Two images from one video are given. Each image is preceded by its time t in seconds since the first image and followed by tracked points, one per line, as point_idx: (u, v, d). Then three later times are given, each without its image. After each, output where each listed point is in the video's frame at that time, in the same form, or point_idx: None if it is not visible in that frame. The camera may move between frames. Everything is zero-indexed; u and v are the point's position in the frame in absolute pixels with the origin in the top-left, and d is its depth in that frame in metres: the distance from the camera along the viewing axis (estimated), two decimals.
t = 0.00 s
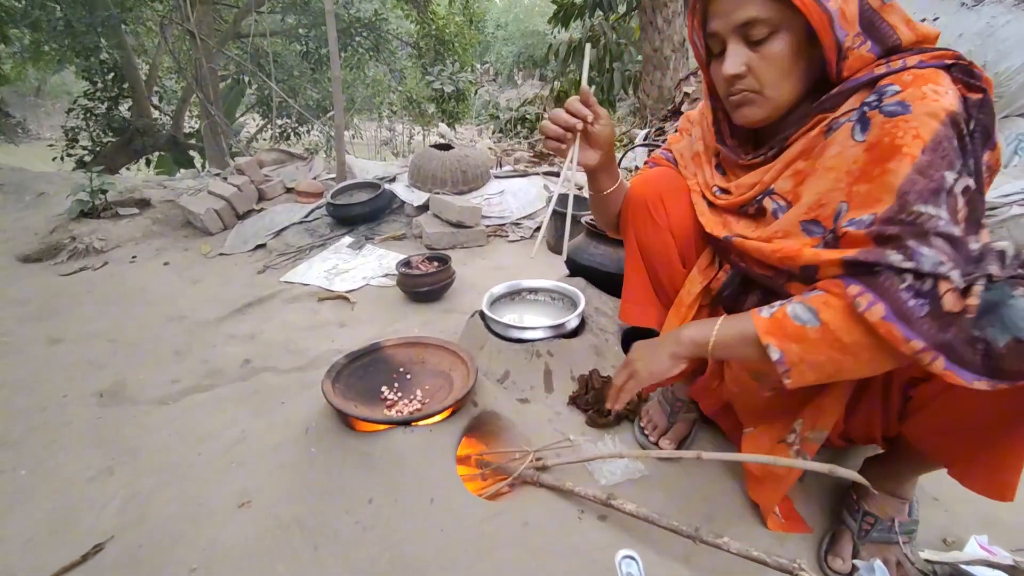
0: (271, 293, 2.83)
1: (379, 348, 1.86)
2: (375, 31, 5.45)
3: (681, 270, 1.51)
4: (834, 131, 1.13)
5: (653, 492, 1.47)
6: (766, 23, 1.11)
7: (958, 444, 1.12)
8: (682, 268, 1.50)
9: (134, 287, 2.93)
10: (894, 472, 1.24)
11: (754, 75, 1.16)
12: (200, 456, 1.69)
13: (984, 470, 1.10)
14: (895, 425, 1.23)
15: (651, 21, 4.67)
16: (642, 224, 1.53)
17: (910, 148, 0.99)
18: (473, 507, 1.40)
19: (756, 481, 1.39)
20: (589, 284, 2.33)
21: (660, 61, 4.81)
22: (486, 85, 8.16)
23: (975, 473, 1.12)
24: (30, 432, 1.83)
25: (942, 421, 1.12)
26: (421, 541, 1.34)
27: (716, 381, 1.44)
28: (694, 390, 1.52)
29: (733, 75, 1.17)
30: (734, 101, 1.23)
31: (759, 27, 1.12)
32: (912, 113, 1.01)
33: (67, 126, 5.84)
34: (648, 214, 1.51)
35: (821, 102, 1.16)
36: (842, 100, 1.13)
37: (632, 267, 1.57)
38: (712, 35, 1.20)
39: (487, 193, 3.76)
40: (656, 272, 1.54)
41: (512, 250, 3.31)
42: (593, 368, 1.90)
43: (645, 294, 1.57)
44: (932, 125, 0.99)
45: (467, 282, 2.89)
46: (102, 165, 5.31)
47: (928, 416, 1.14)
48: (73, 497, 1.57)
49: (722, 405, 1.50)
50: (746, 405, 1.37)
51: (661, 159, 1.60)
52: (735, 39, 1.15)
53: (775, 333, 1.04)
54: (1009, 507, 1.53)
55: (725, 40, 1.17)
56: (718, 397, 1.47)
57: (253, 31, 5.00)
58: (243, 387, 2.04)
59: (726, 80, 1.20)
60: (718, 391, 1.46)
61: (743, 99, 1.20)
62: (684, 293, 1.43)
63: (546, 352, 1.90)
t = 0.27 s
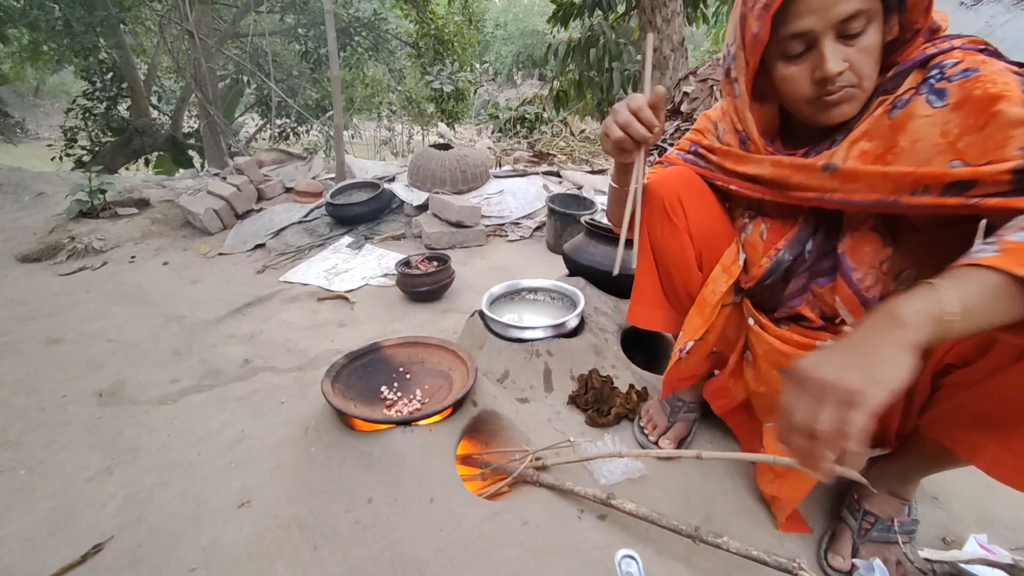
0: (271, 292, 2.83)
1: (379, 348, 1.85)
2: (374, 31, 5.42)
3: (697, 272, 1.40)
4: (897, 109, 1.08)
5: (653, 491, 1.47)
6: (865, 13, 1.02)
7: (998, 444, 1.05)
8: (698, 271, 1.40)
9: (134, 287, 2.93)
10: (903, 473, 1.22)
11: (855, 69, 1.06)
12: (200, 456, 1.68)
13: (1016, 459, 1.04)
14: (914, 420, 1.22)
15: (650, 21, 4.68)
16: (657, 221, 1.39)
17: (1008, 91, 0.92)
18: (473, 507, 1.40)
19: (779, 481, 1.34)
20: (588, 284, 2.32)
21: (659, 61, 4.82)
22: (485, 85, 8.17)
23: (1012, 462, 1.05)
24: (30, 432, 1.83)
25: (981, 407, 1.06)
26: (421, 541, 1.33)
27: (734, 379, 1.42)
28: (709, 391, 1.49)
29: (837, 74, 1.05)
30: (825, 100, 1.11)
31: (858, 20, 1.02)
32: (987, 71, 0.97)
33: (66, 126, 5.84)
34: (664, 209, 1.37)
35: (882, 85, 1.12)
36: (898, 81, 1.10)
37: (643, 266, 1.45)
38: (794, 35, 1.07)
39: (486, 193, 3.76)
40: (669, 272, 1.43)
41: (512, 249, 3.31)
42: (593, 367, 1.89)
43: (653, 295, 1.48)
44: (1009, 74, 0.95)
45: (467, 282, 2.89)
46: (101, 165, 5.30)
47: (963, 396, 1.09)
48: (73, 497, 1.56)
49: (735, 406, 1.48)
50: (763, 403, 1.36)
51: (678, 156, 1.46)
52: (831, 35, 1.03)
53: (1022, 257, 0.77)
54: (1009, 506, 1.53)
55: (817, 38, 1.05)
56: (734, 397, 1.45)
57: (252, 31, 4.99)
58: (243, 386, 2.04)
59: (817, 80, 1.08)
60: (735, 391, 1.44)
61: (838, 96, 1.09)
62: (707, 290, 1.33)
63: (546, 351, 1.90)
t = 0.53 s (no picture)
0: (270, 293, 2.83)
1: (379, 348, 1.85)
2: (374, 31, 5.37)
3: (712, 290, 1.36)
4: (960, 112, 1.03)
5: (652, 491, 1.47)
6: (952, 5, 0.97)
7: (993, 436, 1.05)
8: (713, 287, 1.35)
9: (133, 287, 2.93)
10: (902, 470, 1.22)
11: (937, 61, 1.00)
12: (199, 456, 1.68)
13: (1010, 448, 1.03)
14: (909, 411, 1.21)
15: (650, 21, 4.69)
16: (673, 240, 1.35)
17: None
18: (473, 507, 1.40)
19: (794, 478, 1.35)
20: (588, 284, 2.32)
21: (658, 61, 4.83)
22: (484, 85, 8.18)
23: (1006, 452, 1.04)
24: (29, 432, 1.83)
25: (976, 394, 1.05)
26: (421, 541, 1.33)
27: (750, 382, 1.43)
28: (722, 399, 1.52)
29: (925, 61, 0.98)
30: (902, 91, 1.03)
31: (947, 9, 0.97)
32: None
33: (66, 126, 5.83)
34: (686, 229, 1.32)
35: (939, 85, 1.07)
36: (956, 84, 1.06)
37: (655, 283, 1.42)
38: (885, 16, 0.99)
39: (486, 193, 3.75)
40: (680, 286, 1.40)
41: (511, 250, 3.31)
42: (592, 367, 1.90)
43: (660, 307, 1.44)
44: None
45: (466, 282, 2.89)
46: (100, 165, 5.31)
47: (955, 385, 1.07)
48: (72, 498, 1.56)
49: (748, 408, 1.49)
50: (780, 403, 1.39)
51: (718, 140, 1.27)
52: (921, 20, 0.97)
53: None
54: (1008, 505, 1.53)
55: (908, 22, 0.97)
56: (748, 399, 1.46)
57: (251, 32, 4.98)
58: (243, 387, 2.04)
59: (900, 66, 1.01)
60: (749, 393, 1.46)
61: (912, 87, 1.02)
62: (746, 305, 1.31)
63: (545, 351, 1.90)
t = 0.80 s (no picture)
0: (269, 293, 2.83)
1: (378, 348, 1.85)
2: (373, 31, 5.35)
3: (714, 294, 1.36)
4: None
5: (652, 491, 1.47)
6: None
7: (994, 436, 1.04)
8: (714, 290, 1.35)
9: (133, 287, 2.93)
10: (902, 468, 1.22)
11: None
12: (198, 456, 1.68)
13: (1011, 446, 1.02)
14: (911, 409, 1.22)
15: (649, 21, 4.69)
16: (674, 242, 1.34)
17: None
18: (473, 507, 1.40)
19: (797, 476, 1.35)
20: (588, 284, 2.32)
21: (657, 61, 4.83)
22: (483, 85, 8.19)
23: (1006, 450, 1.03)
24: (29, 432, 1.83)
25: (979, 394, 1.04)
26: (420, 541, 1.33)
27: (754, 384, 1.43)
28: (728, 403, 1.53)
29: None
30: (999, 86, 0.99)
31: None
32: None
33: (64, 126, 5.83)
34: (689, 233, 1.32)
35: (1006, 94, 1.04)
36: None
37: (656, 285, 1.42)
38: None
39: (485, 193, 3.75)
40: (681, 290, 1.40)
41: (510, 250, 3.31)
42: (591, 367, 1.90)
43: (662, 310, 1.44)
44: None
45: (465, 282, 2.89)
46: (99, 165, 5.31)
47: (958, 384, 1.07)
48: (71, 498, 1.56)
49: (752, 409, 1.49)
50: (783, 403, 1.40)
51: (769, 146, 1.19)
52: None
53: None
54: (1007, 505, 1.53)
55: None
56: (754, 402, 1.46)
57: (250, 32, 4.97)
58: (242, 387, 2.04)
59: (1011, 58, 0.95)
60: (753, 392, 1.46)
61: (1011, 83, 0.98)
62: (755, 314, 1.31)
63: (545, 351, 1.90)
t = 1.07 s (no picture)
0: (269, 293, 2.83)
1: (378, 348, 1.85)
2: (373, 31, 5.33)
3: (710, 288, 1.36)
4: None
5: (652, 490, 1.47)
6: None
7: (994, 446, 1.04)
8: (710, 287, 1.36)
9: (132, 287, 2.92)
10: (901, 471, 1.23)
11: None
12: (198, 456, 1.68)
13: (1008, 457, 1.03)
14: (914, 414, 1.22)
15: (648, 21, 4.69)
16: (669, 240, 1.36)
17: None
18: (473, 506, 1.40)
19: (794, 478, 1.35)
20: (588, 284, 2.32)
21: (657, 61, 4.83)
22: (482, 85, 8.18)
23: (1004, 461, 1.03)
24: (27, 432, 1.83)
25: (981, 405, 1.04)
26: (420, 541, 1.33)
27: (751, 388, 1.45)
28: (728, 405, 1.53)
29: None
30: None
31: None
32: None
33: (64, 126, 5.82)
34: (684, 231, 1.33)
35: None
36: None
37: (653, 283, 1.43)
38: None
39: (485, 193, 3.75)
40: (679, 289, 1.40)
41: (510, 249, 3.31)
42: (591, 366, 1.89)
43: (661, 309, 1.45)
44: None
45: (465, 282, 2.89)
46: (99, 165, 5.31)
47: (962, 395, 1.07)
48: (71, 498, 1.56)
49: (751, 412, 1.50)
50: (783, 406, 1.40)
51: (755, 149, 1.26)
52: None
53: None
54: (1007, 505, 1.53)
55: None
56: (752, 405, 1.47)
57: (250, 31, 4.97)
58: (242, 387, 2.04)
59: None
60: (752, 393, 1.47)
61: None
62: (748, 314, 1.33)
63: (545, 351, 1.90)
